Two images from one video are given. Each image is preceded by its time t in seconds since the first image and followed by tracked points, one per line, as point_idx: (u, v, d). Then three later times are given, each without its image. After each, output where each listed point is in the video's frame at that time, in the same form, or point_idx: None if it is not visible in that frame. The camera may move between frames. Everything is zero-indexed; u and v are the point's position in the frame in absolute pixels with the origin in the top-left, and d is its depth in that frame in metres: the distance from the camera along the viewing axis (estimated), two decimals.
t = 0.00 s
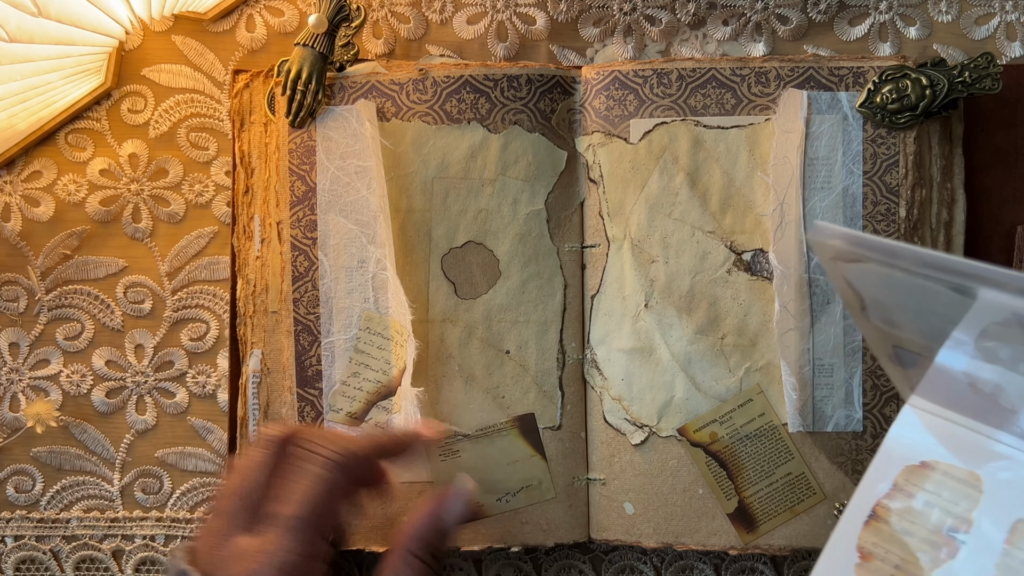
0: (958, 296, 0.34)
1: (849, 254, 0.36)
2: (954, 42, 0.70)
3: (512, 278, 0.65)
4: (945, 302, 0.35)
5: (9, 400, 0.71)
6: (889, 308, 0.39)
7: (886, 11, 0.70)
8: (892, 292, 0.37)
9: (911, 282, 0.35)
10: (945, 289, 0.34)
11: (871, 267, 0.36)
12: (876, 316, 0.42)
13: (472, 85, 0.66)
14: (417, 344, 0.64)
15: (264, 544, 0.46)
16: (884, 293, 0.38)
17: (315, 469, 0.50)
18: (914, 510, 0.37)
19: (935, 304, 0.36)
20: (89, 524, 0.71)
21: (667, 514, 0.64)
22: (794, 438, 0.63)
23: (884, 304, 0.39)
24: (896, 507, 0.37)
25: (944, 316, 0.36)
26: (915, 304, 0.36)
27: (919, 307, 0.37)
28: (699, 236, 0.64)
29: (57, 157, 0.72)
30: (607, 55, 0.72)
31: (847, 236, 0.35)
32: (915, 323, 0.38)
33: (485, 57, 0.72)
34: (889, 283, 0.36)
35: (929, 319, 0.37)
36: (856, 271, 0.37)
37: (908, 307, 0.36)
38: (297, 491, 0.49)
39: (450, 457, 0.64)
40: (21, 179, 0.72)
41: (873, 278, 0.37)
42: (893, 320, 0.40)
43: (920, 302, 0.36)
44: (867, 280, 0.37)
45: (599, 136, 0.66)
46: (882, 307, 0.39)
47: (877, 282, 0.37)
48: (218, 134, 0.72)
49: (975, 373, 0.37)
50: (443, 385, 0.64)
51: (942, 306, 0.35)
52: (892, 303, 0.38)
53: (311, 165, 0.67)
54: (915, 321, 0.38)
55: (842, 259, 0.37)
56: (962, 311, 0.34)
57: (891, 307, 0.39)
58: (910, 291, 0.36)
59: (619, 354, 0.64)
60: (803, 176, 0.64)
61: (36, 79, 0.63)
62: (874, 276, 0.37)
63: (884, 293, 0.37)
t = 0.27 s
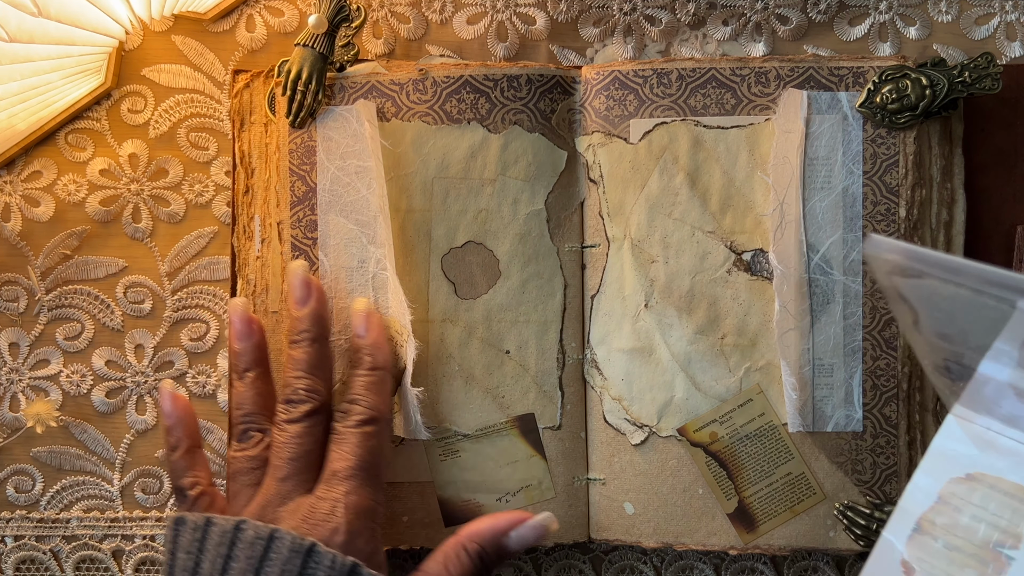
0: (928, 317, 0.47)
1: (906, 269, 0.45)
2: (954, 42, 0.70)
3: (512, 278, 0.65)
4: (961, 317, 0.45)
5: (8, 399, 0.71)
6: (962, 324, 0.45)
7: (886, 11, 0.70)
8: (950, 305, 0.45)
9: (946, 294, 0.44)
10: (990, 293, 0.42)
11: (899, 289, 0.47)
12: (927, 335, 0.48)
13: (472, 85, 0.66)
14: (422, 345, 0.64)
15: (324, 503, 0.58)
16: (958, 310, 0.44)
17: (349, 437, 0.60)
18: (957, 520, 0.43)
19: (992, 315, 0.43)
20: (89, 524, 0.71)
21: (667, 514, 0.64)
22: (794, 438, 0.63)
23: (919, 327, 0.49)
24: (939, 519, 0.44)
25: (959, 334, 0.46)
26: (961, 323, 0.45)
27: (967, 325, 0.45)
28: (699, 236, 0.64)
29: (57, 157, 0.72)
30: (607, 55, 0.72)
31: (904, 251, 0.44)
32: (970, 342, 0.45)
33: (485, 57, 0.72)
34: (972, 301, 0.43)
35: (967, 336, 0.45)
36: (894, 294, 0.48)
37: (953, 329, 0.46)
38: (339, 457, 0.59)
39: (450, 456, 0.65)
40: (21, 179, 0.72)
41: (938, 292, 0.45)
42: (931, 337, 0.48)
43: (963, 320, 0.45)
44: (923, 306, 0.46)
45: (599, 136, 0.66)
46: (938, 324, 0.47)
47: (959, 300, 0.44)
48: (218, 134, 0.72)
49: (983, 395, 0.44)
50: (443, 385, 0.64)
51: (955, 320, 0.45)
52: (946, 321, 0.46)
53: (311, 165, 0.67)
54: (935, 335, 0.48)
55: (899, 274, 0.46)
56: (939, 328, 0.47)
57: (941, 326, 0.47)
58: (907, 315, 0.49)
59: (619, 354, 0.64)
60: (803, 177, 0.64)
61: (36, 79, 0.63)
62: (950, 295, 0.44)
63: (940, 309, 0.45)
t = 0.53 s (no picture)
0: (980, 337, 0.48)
1: (961, 287, 0.46)
2: (954, 42, 0.70)
3: (512, 278, 0.65)
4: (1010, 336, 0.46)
5: (8, 399, 0.72)
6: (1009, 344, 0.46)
7: (886, 11, 0.70)
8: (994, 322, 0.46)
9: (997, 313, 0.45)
10: None
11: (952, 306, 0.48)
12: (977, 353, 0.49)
13: (472, 85, 0.65)
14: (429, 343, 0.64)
15: (388, 546, 0.58)
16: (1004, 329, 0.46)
17: (412, 478, 0.60)
18: (992, 533, 0.42)
19: None
20: (89, 524, 0.71)
21: (667, 514, 0.64)
22: (794, 438, 0.63)
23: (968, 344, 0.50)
24: (977, 536, 0.42)
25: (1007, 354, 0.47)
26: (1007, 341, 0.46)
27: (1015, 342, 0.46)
28: (699, 236, 0.64)
29: (57, 157, 0.72)
30: (606, 55, 0.72)
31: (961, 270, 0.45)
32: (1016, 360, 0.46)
33: (485, 56, 0.72)
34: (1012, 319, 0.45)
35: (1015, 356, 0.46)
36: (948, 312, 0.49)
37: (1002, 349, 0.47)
38: (403, 497, 0.60)
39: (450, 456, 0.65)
40: (20, 179, 0.72)
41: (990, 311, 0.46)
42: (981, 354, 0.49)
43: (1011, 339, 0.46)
44: (976, 325, 0.47)
45: (599, 136, 0.66)
46: (988, 341, 0.47)
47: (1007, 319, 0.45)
48: (218, 134, 0.72)
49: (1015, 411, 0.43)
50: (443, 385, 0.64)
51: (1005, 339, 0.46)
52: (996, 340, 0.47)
53: (310, 165, 0.67)
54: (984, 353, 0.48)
55: (954, 293, 0.47)
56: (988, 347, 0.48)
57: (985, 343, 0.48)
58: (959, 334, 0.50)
59: (619, 354, 0.64)
60: (803, 177, 0.64)
61: (36, 79, 0.63)
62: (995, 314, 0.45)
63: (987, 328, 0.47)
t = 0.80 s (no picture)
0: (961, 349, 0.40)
1: (938, 299, 0.39)
2: (954, 42, 0.70)
3: (512, 278, 0.65)
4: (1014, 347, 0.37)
5: (8, 399, 0.72)
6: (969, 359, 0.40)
7: (886, 11, 0.70)
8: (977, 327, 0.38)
9: None
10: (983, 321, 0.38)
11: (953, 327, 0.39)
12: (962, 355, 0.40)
13: (472, 85, 0.65)
14: (433, 342, 0.64)
15: None
16: (988, 337, 0.38)
17: (462, 555, 0.59)
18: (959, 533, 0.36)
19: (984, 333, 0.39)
20: (89, 524, 0.71)
21: (667, 514, 0.64)
22: (794, 438, 0.63)
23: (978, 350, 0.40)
24: (958, 540, 0.36)
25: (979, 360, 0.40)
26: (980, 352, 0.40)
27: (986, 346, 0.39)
28: (699, 236, 0.64)
29: (57, 157, 0.72)
30: (607, 55, 0.72)
31: (937, 280, 0.38)
32: (990, 366, 0.39)
33: (485, 57, 0.72)
34: (1002, 332, 0.38)
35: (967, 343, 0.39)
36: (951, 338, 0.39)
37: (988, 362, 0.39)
38: None
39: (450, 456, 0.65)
40: (21, 179, 0.72)
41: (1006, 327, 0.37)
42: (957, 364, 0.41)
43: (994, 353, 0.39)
44: (951, 338, 0.40)
45: (599, 136, 0.66)
46: (966, 354, 0.40)
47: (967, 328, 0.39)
48: (218, 134, 0.72)
49: (991, 420, 0.36)
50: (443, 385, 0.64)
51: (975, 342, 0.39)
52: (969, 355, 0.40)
53: (310, 164, 0.67)
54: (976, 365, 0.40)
55: (930, 305, 0.39)
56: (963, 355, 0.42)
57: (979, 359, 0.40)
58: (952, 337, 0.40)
59: (620, 354, 0.64)
60: (803, 177, 0.64)
61: (36, 79, 0.63)
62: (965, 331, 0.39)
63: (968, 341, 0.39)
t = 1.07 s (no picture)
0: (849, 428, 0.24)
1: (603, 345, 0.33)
2: (954, 42, 0.70)
3: (512, 278, 0.65)
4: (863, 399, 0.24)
5: (9, 399, 0.72)
6: (910, 437, 0.24)
7: (886, 11, 0.70)
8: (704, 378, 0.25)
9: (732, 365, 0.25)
10: (843, 366, 0.24)
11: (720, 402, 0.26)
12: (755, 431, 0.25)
13: (472, 85, 0.65)
14: (433, 342, 0.64)
15: None
16: (794, 402, 0.24)
17: None
18: None
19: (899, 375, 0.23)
20: (89, 524, 0.71)
21: (667, 514, 0.64)
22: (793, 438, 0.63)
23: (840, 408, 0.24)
24: None
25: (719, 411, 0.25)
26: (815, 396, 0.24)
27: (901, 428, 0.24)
28: (699, 236, 0.64)
29: (57, 157, 0.72)
30: (607, 55, 0.72)
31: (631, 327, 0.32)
32: (773, 448, 0.25)
33: (485, 57, 0.72)
34: (732, 369, 0.25)
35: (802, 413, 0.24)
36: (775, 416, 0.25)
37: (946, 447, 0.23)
38: None
39: (450, 456, 0.65)
40: (20, 179, 0.72)
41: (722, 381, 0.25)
42: (692, 425, 0.26)
43: (845, 393, 0.23)
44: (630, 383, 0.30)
45: (599, 136, 0.66)
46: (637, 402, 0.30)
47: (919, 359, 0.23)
48: (218, 134, 0.72)
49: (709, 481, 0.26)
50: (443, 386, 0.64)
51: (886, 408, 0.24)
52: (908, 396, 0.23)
53: (310, 164, 0.67)
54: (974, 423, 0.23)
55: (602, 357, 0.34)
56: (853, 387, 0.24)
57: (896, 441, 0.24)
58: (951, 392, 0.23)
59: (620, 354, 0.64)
60: (803, 177, 0.64)
61: (36, 79, 0.63)
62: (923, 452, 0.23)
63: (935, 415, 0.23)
